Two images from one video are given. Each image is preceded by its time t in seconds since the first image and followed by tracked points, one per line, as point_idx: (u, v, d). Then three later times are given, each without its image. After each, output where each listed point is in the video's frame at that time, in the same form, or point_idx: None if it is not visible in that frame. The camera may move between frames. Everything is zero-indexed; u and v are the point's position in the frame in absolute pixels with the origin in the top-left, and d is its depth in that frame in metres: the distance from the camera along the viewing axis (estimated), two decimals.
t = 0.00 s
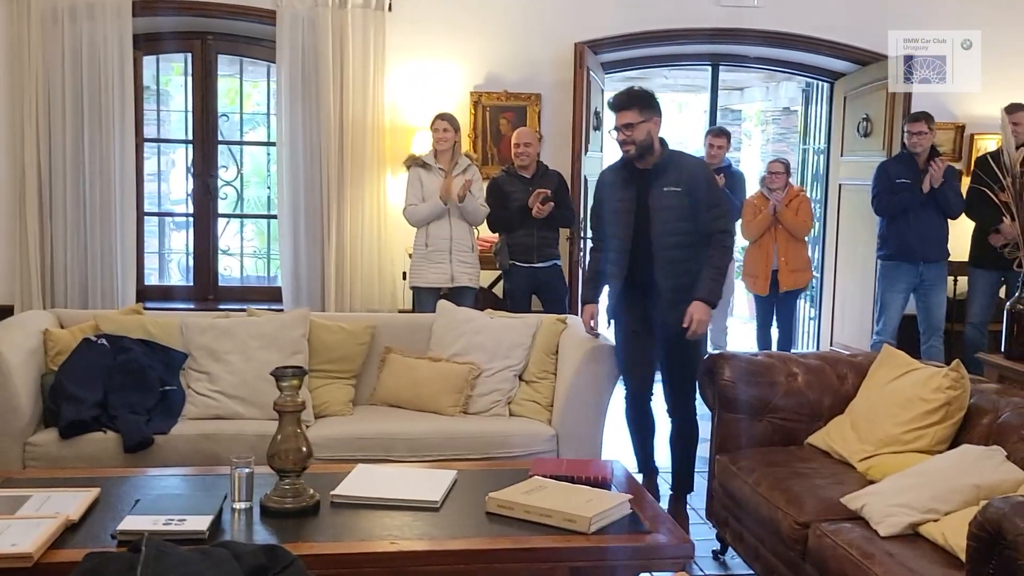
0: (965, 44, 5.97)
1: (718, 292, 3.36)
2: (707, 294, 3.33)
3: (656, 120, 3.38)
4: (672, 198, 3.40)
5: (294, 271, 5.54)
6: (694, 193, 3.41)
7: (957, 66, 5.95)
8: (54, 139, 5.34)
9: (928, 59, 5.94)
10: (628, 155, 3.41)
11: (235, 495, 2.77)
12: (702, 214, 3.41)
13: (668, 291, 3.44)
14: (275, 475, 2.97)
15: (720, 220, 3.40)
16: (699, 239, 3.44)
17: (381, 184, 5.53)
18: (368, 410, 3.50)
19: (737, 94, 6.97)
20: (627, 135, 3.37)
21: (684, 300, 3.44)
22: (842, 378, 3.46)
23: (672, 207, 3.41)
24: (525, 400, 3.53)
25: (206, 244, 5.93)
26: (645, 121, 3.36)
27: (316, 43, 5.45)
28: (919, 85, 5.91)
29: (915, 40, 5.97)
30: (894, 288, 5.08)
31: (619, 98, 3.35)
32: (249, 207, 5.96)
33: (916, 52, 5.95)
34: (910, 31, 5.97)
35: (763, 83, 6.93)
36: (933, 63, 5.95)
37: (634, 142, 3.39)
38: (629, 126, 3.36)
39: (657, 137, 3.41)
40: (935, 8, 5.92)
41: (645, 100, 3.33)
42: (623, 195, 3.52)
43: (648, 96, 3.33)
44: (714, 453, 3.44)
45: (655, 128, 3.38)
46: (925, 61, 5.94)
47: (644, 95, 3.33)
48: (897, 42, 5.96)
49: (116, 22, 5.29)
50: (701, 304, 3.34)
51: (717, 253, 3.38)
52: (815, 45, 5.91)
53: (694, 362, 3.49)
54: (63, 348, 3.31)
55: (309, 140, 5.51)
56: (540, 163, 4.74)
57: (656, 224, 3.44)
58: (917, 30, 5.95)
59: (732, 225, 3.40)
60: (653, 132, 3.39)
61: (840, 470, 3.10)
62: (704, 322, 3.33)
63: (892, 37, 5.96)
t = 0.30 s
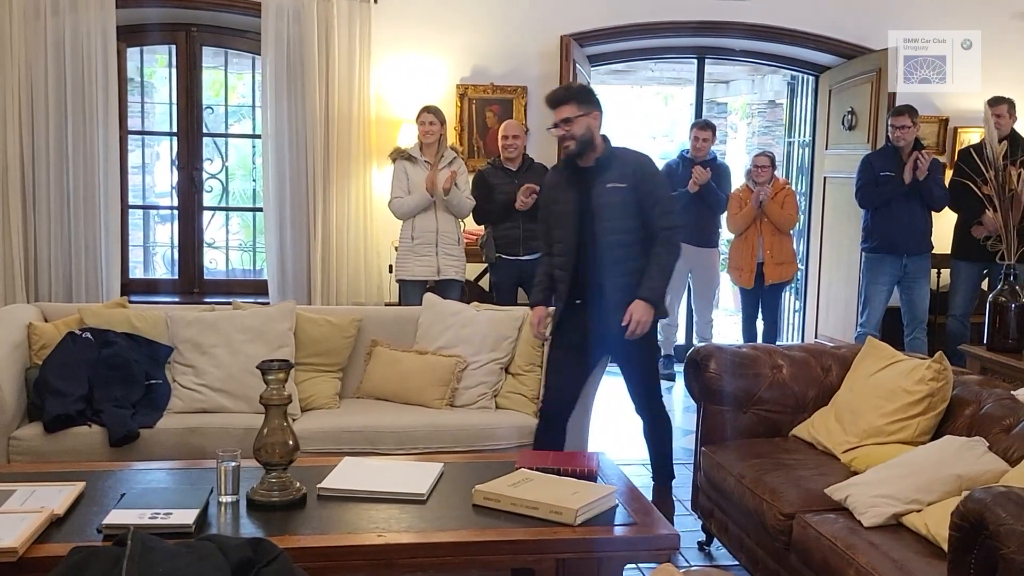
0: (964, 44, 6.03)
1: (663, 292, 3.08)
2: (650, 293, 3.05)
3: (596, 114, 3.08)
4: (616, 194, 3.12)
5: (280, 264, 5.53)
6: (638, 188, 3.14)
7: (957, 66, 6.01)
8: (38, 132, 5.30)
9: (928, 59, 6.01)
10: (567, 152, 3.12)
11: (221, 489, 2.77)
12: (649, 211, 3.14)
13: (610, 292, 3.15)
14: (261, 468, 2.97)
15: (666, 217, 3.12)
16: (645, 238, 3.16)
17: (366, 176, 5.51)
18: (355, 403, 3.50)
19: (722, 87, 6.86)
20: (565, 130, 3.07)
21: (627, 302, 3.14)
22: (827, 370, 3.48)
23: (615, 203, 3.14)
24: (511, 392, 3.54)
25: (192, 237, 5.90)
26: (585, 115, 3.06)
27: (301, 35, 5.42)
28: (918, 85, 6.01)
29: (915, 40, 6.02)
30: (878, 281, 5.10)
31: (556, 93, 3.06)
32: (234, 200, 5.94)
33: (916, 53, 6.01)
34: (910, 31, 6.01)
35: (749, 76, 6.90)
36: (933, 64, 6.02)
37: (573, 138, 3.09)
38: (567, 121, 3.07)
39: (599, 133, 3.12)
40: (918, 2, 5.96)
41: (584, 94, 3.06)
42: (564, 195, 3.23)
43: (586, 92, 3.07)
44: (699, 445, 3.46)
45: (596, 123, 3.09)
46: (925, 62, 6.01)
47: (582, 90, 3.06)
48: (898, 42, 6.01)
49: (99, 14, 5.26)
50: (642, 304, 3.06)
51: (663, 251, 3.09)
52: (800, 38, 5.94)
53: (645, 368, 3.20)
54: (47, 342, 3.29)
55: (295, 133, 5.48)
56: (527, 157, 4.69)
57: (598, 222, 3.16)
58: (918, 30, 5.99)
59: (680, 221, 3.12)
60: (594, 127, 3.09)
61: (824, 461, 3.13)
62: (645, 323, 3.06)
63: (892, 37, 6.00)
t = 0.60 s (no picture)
0: (964, 44, 6.00)
1: (591, 293, 2.84)
2: (577, 294, 2.82)
3: (535, 101, 2.88)
4: (543, 184, 2.89)
5: (289, 259, 5.54)
6: (570, 180, 2.90)
7: (957, 66, 5.97)
8: (47, 126, 5.31)
9: (929, 59, 5.96)
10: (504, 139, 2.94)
11: (233, 483, 2.78)
12: (582, 205, 2.89)
13: (533, 288, 2.93)
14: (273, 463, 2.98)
15: (599, 212, 2.88)
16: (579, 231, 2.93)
17: (375, 171, 5.51)
18: (365, 398, 3.51)
19: (731, 82, 6.63)
20: (501, 118, 2.88)
21: (553, 301, 2.92)
22: (836, 365, 3.48)
23: (544, 194, 2.91)
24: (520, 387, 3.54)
25: (201, 232, 5.91)
26: (521, 102, 2.86)
27: (310, 31, 5.42)
28: (919, 84, 5.92)
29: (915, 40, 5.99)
30: (887, 274, 5.10)
31: (491, 79, 2.86)
32: (243, 195, 5.94)
33: (917, 52, 5.96)
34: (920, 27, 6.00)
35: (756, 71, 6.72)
36: (933, 63, 5.98)
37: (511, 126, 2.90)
38: (502, 109, 2.87)
39: (537, 120, 2.91)
40: None
41: (517, 80, 2.83)
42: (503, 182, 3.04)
43: (525, 78, 2.84)
44: (709, 439, 3.47)
45: (534, 110, 2.88)
46: (925, 61, 5.96)
47: (518, 76, 2.83)
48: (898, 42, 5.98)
49: (108, 9, 5.26)
50: (568, 304, 2.83)
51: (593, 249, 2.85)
52: (811, 33, 5.95)
53: (569, 371, 2.99)
54: (58, 337, 3.30)
55: (303, 128, 5.48)
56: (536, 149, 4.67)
57: (526, 212, 2.93)
58: (918, 30, 5.98)
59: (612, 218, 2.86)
60: (532, 114, 2.89)
61: (834, 456, 3.13)
62: (571, 324, 2.83)
63: (892, 37, 6.00)
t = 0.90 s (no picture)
0: (964, 44, 5.94)
1: (523, 303, 2.93)
2: (507, 303, 2.90)
3: (500, 101, 2.98)
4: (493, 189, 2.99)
5: (311, 256, 5.55)
6: (520, 187, 2.97)
7: (958, 67, 5.91)
8: (72, 124, 5.34)
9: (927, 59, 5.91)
10: (467, 136, 3.05)
11: (258, 479, 2.79)
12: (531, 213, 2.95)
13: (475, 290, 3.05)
14: (298, 459, 2.99)
15: (544, 224, 2.93)
16: (527, 239, 3.00)
17: (396, 169, 5.53)
18: (387, 394, 3.52)
19: (751, 78, 6.60)
20: (464, 113, 3.00)
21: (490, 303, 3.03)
22: (860, 362, 3.47)
23: (495, 198, 3.00)
24: (542, 383, 3.55)
25: (223, 229, 5.94)
26: (486, 100, 2.97)
27: (332, 28, 5.41)
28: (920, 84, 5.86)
29: (915, 40, 5.94)
30: (909, 271, 5.08)
31: (463, 72, 2.98)
32: (264, 193, 5.97)
33: (916, 53, 5.91)
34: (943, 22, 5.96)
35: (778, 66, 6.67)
36: (933, 64, 5.91)
37: (474, 121, 3.01)
38: (467, 103, 2.99)
39: (501, 121, 3.01)
40: None
41: (483, 78, 2.94)
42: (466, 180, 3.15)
43: (494, 75, 2.94)
44: (731, 436, 3.46)
45: (499, 109, 2.98)
46: (926, 62, 5.91)
47: (488, 72, 2.94)
48: (897, 43, 5.92)
49: (132, 8, 5.29)
50: (497, 310, 2.93)
51: (532, 262, 2.93)
52: (833, 28, 5.90)
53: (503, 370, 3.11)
54: (84, 333, 3.33)
55: (326, 125, 5.48)
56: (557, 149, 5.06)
57: (478, 213, 3.03)
58: (917, 30, 5.92)
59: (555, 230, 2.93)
60: (495, 113, 2.99)
61: (857, 453, 3.12)
62: (495, 330, 2.93)
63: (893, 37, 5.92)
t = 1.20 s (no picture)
0: (965, 45, 5.55)
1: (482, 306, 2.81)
2: (465, 304, 2.80)
3: (483, 91, 2.83)
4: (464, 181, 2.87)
5: (362, 253, 5.59)
6: (490, 183, 2.83)
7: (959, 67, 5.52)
8: (130, 123, 5.43)
9: (928, 59, 5.50)
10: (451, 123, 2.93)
11: (314, 473, 2.82)
12: (499, 211, 2.82)
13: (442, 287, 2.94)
14: (353, 454, 3.02)
15: (509, 224, 2.78)
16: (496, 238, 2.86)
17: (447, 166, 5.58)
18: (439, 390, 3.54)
19: (804, 72, 6.50)
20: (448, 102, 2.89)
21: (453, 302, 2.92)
22: (918, 359, 3.41)
23: (466, 191, 2.88)
24: (594, 379, 3.55)
25: (277, 226, 6.02)
26: (468, 89, 2.83)
27: (382, 27, 5.46)
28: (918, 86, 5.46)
29: (915, 41, 5.55)
30: (968, 268, 4.98)
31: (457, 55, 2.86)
32: (317, 190, 6.03)
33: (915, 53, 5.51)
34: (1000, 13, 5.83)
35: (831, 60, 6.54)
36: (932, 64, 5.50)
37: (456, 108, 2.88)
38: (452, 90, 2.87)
39: (483, 111, 2.86)
40: None
41: (466, 65, 2.80)
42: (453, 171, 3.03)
43: (479, 64, 2.80)
44: (785, 434, 3.42)
45: (481, 100, 2.84)
46: (925, 62, 5.50)
47: (474, 60, 2.80)
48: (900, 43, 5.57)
49: (189, 8, 5.37)
50: (457, 312, 2.84)
51: (494, 260, 2.79)
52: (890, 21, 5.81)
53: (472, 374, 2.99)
54: (143, 328, 3.39)
55: (377, 122, 5.53)
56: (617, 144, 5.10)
57: (451, 206, 2.92)
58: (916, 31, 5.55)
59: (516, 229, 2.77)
60: (477, 104, 2.85)
61: (915, 452, 3.07)
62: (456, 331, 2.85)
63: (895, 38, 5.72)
